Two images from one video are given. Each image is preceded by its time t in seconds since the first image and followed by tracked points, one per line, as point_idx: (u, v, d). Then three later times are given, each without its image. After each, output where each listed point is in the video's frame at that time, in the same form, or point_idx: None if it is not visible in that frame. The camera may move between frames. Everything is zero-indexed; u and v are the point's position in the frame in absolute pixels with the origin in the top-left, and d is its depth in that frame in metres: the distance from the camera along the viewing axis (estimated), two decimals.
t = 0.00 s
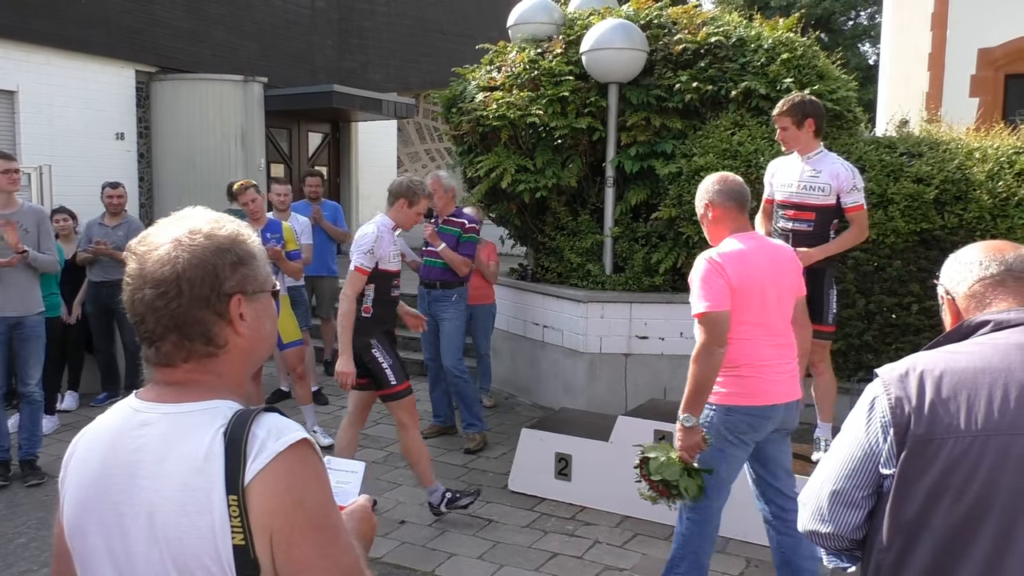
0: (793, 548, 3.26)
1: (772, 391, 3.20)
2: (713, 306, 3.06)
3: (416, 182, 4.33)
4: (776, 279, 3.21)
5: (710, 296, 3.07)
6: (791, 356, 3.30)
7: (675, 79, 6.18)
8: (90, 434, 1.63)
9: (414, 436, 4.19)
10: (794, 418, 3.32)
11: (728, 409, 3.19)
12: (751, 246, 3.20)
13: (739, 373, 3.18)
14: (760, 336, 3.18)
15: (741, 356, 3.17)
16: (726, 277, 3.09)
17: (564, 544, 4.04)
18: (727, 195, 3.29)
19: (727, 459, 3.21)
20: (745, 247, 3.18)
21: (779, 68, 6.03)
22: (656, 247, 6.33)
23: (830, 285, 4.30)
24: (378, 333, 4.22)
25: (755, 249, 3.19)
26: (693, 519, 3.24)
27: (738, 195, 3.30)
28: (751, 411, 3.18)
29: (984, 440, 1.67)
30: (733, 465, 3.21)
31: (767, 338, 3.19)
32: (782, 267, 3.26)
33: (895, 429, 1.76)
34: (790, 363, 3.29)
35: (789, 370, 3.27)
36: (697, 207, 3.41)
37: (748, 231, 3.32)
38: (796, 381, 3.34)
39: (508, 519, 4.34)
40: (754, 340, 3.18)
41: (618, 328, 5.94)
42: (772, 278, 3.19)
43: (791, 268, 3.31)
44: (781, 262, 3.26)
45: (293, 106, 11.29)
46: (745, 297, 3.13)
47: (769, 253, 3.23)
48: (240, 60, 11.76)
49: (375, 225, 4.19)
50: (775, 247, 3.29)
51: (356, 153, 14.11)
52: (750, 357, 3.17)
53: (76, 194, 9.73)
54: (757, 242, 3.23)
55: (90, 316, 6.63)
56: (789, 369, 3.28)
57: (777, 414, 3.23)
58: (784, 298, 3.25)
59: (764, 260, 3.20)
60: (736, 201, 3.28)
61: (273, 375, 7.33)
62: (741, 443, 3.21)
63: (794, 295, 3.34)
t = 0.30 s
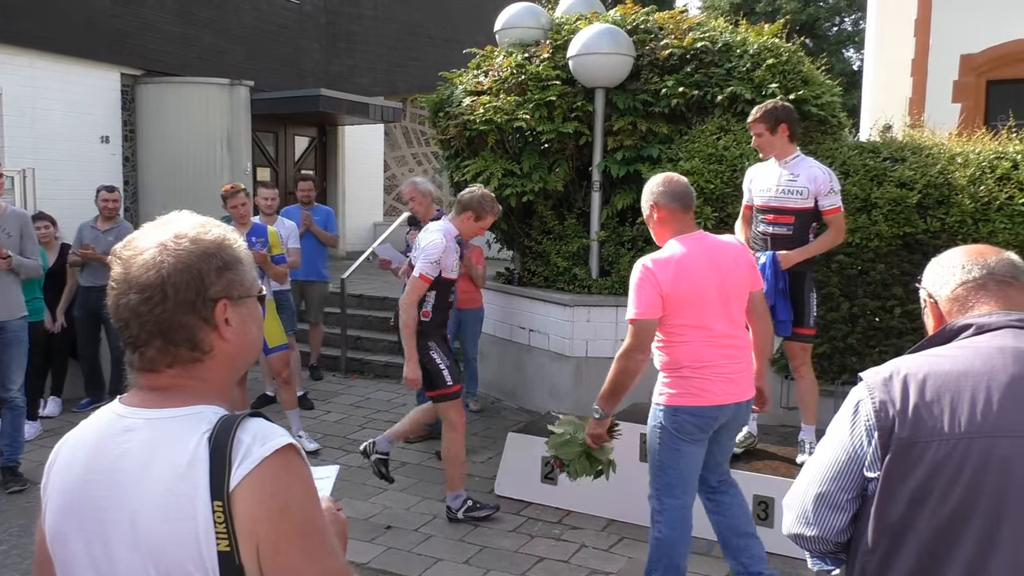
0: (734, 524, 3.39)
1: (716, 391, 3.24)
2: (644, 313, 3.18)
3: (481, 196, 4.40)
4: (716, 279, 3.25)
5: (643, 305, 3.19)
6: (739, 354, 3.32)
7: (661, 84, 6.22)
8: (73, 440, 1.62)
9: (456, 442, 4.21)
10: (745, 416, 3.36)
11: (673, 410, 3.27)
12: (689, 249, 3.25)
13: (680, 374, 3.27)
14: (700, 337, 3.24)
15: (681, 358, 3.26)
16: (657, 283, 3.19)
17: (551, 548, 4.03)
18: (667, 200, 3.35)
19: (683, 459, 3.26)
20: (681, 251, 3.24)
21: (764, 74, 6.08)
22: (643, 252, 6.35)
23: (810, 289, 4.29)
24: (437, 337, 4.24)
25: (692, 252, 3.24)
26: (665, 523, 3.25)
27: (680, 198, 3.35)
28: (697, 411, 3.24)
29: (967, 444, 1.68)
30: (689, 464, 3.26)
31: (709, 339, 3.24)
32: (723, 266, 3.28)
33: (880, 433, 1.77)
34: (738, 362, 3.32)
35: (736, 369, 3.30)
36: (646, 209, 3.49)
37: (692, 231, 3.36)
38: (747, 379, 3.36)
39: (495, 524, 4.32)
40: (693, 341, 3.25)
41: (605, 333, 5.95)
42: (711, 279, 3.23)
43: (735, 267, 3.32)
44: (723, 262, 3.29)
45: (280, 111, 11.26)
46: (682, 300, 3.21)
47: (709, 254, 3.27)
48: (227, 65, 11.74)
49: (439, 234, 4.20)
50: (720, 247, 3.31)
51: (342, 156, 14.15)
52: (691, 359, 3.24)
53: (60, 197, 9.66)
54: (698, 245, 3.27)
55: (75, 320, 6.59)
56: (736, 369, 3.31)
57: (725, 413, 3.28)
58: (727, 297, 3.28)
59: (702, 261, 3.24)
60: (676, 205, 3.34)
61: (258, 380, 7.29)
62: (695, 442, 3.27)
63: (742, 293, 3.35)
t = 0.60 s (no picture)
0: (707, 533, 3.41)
1: (666, 394, 3.28)
2: (598, 317, 3.23)
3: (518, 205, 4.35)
4: (671, 285, 3.27)
5: (598, 309, 3.24)
6: (693, 359, 3.35)
7: (636, 92, 6.27)
8: (40, 450, 1.59)
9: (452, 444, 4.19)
10: (698, 419, 3.39)
11: (626, 413, 3.31)
12: (648, 254, 3.27)
13: (632, 377, 3.31)
14: (652, 341, 3.28)
15: (633, 362, 3.31)
16: (612, 288, 3.23)
17: (528, 555, 4.02)
18: (629, 205, 3.37)
19: (642, 461, 3.30)
20: (638, 256, 3.27)
21: (738, 82, 6.13)
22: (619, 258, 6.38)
23: (783, 295, 4.34)
24: (448, 336, 4.36)
25: (650, 258, 3.27)
26: (632, 524, 3.27)
27: (642, 203, 3.36)
28: (649, 415, 3.28)
29: (938, 449, 1.71)
30: (645, 464, 3.30)
31: (661, 343, 3.28)
32: (680, 271, 3.30)
33: (852, 438, 1.79)
34: (691, 367, 3.34)
35: (688, 374, 3.33)
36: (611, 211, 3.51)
37: (654, 236, 3.37)
38: (700, 383, 3.39)
39: (472, 531, 4.31)
40: (645, 345, 3.29)
41: (581, 339, 5.97)
42: (665, 285, 3.26)
43: (692, 273, 3.34)
44: (680, 267, 3.31)
45: (255, 116, 11.18)
46: (636, 305, 3.25)
47: (666, 259, 3.29)
48: (201, 69, 11.66)
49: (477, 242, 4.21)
50: (678, 252, 3.33)
51: (318, 163, 14.03)
52: (642, 363, 3.28)
53: (28, 203, 9.52)
54: (656, 250, 3.30)
55: (45, 328, 6.50)
56: (690, 373, 3.34)
57: (677, 417, 3.31)
58: (682, 302, 3.30)
59: (659, 266, 3.26)
60: (637, 211, 3.35)
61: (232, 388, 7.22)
62: (651, 443, 3.31)
63: (698, 298, 3.37)
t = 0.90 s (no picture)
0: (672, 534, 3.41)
1: (619, 399, 3.31)
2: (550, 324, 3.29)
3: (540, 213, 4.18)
4: (623, 293, 3.30)
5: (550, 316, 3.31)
6: (649, 365, 3.36)
7: (609, 99, 6.30)
8: (5, 460, 1.55)
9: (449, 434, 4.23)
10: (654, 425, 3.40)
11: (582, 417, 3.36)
12: (601, 263, 3.32)
13: (587, 383, 3.36)
14: (605, 347, 3.32)
15: (589, 368, 3.34)
16: (563, 296, 3.29)
17: (502, 562, 4.02)
18: (582, 213, 3.41)
19: (605, 464, 3.32)
20: (589, 264, 3.32)
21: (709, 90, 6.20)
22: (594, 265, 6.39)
23: (754, 301, 4.38)
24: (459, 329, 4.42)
25: (602, 266, 3.31)
26: (600, 527, 3.30)
27: (596, 211, 3.39)
28: (605, 419, 3.32)
29: (905, 453, 1.74)
30: (608, 468, 3.32)
31: (613, 350, 3.31)
32: (633, 280, 3.32)
33: (821, 443, 1.82)
34: (646, 373, 3.36)
35: (643, 380, 3.34)
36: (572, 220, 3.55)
37: (609, 243, 3.41)
38: (657, 389, 3.40)
39: (446, 538, 4.30)
40: (598, 351, 3.33)
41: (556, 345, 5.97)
42: (617, 292, 3.29)
43: (647, 281, 3.35)
44: (634, 275, 3.33)
45: (228, 120, 11.09)
46: (588, 312, 3.30)
47: (618, 268, 3.32)
48: (171, 72, 11.54)
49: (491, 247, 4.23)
50: (633, 261, 3.36)
51: (291, 168, 13.93)
52: (595, 368, 3.33)
53: None
54: (609, 258, 3.34)
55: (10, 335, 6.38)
56: (647, 379, 3.35)
57: (632, 422, 3.33)
58: (635, 310, 3.33)
59: (611, 275, 3.30)
60: (591, 220, 3.38)
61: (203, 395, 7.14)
62: (612, 446, 3.35)
63: (654, 306, 3.38)
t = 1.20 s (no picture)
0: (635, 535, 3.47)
1: (589, 415, 3.27)
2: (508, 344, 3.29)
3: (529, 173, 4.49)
4: (583, 310, 3.29)
5: (509, 336, 3.31)
6: (616, 380, 3.33)
7: (590, 112, 6.30)
8: None
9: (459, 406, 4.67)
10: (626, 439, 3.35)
11: (553, 436, 3.30)
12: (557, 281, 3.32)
13: (555, 401, 3.33)
14: (568, 364, 3.29)
15: (554, 387, 3.32)
16: (520, 316, 3.29)
17: None
18: (536, 233, 3.45)
19: (579, 482, 3.27)
20: (546, 284, 3.32)
21: (690, 103, 6.22)
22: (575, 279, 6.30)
23: (736, 318, 4.35)
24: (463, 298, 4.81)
25: (558, 284, 3.31)
26: (576, 547, 3.22)
27: (548, 232, 3.41)
28: (577, 435, 3.26)
29: (887, 473, 1.72)
30: (584, 486, 3.27)
31: (577, 366, 3.29)
32: (591, 295, 3.31)
33: (804, 463, 1.80)
34: (613, 388, 3.32)
35: (610, 395, 3.30)
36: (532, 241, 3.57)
37: (567, 259, 3.43)
38: (626, 403, 3.36)
39: (421, 561, 4.22)
40: (561, 368, 3.30)
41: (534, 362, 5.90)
42: (576, 309, 3.28)
43: (606, 296, 3.33)
44: (592, 291, 3.31)
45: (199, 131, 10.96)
46: (548, 331, 3.28)
47: (576, 285, 3.31)
48: (140, 82, 11.41)
49: (484, 209, 4.69)
50: (591, 276, 3.34)
51: (263, 179, 13.79)
52: (560, 386, 3.30)
53: None
54: (565, 276, 3.34)
55: None
56: (615, 394, 3.31)
57: (604, 437, 3.29)
58: (596, 326, 3.30)
59: (568, 292, 3.29)
60: (545, 239, 3.40)
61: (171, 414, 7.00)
62: (583, 464, 3.29)
63: (616, 320, 3.36)
